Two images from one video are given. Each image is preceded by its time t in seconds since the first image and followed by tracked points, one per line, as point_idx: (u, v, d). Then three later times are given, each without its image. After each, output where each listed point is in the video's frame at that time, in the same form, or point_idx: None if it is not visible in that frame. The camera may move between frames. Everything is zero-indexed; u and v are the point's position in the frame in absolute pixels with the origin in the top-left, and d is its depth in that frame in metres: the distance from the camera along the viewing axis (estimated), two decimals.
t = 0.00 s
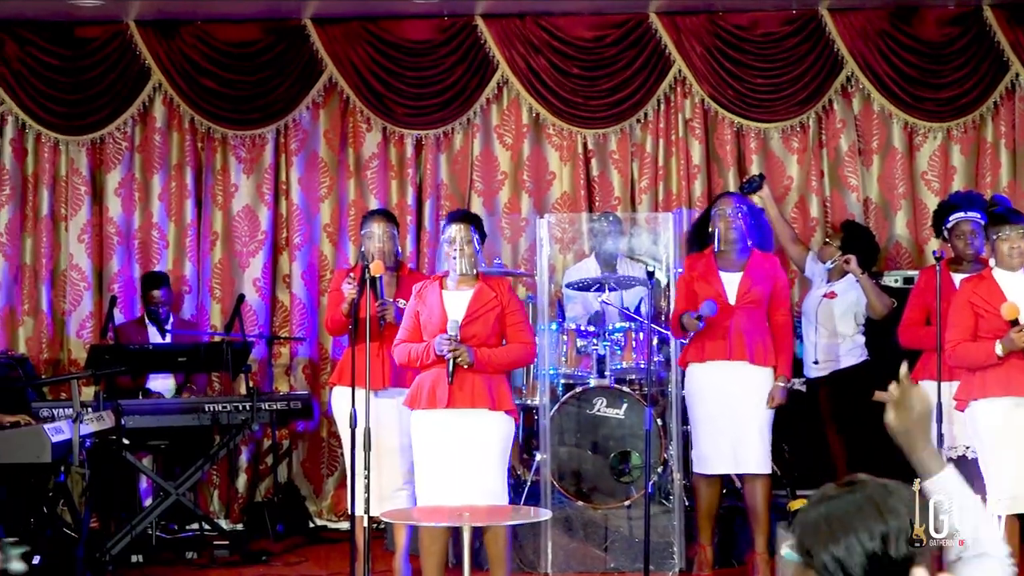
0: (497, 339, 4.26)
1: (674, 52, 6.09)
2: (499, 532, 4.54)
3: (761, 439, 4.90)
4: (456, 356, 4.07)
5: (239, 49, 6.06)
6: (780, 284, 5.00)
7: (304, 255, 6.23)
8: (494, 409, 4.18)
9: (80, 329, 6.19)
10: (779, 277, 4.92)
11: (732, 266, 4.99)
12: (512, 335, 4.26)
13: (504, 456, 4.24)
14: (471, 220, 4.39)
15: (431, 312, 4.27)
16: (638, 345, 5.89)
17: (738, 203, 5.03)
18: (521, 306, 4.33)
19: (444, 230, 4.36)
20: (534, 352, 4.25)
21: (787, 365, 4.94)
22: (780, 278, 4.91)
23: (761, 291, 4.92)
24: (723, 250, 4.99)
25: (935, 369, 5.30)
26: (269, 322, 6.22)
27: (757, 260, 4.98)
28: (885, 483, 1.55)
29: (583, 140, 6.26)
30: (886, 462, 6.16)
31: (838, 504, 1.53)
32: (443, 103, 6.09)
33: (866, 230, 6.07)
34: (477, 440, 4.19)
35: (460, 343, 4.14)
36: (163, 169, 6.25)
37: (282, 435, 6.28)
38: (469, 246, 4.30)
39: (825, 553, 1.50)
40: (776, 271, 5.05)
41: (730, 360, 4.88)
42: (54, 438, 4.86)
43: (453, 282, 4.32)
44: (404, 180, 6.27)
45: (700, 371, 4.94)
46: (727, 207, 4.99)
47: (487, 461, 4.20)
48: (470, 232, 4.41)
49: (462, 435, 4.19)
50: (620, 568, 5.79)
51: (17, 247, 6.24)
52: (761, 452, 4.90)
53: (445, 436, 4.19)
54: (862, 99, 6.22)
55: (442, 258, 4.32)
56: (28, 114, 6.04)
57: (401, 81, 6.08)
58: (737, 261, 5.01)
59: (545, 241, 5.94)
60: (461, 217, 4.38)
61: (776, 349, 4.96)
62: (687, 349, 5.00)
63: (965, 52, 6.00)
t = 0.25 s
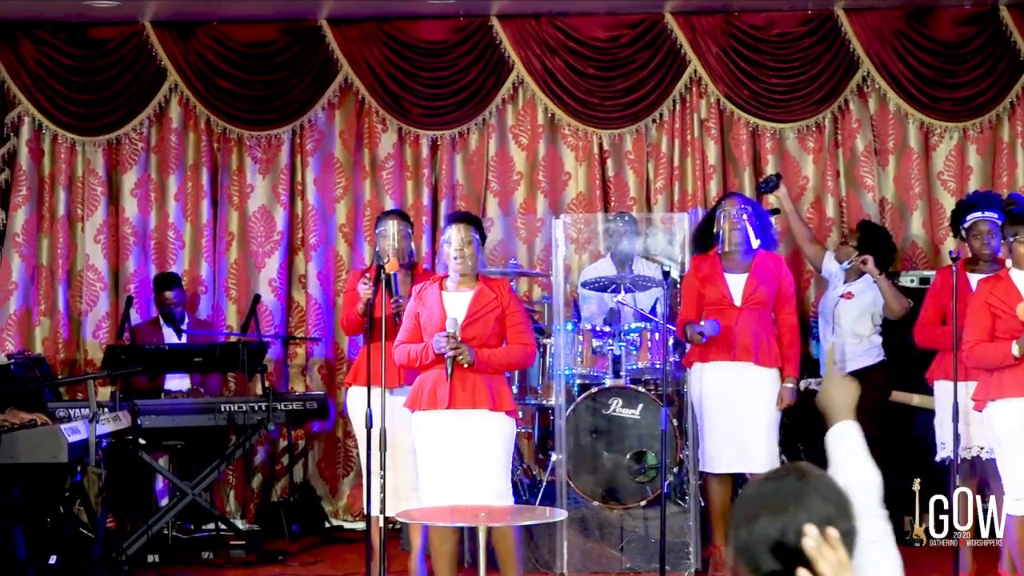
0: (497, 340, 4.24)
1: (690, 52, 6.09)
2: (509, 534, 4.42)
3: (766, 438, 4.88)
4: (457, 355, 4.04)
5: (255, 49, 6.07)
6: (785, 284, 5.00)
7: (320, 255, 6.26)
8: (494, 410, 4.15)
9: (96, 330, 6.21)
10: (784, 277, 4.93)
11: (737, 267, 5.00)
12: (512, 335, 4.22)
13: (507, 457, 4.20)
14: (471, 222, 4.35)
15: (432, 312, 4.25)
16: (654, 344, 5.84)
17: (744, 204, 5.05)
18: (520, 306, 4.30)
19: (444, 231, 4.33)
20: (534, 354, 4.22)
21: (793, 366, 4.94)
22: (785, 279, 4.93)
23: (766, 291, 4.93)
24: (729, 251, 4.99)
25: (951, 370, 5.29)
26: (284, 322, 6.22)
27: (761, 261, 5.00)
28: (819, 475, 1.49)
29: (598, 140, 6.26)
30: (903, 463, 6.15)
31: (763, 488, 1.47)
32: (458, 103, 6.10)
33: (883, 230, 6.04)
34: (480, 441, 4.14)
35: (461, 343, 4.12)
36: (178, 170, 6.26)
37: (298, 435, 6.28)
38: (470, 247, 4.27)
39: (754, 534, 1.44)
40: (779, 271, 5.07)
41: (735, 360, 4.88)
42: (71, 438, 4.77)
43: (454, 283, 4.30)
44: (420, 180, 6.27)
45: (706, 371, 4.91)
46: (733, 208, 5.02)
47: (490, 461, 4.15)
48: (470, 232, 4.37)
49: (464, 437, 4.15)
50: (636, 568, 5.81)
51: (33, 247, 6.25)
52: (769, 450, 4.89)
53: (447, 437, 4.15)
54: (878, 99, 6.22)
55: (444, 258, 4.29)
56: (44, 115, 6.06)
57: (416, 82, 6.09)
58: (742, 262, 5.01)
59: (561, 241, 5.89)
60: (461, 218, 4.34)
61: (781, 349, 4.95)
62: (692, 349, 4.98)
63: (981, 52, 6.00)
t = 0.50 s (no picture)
0: (488, 342, 4.24)
1: (691, 52, 6.09)
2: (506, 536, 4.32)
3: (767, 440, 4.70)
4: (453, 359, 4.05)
5: (256, 49, 6.07)
6: (779, 285, 4.83)
7: (321, 255, 6.24)
8: (489, 411, 4.15)
9: (98, 330, 6.22)
10: (780, 279, 4.75)
11: (730, 270, 4.80)
12: (502, 336, 4.24)
13: (502, 457, 4.18)
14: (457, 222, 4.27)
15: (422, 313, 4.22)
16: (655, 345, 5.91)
17: (736, 204, 4.85)
18: (510, 307, 4.32)
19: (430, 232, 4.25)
20: (524, 354, 4.24)
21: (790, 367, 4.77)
22: (781, 280, 4.74)
23: (760, 293, 4.74)
24: (722, 253, 4.79)
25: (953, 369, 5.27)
26: (285, 322, 6.21)
27: (754, 261, 4.81)
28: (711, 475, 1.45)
29: (600, 140, 6.26)
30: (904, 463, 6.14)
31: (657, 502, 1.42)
32: (460, 104, 6.10)
33: (886, 230, 6.05)
34: (474, 442, 4.12)
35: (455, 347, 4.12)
36: (180, 170, 6.26)
37: (299, 435, 6.27)
38: (457, 248, 4.21)
39: (652, 542, 1.40)
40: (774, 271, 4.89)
41: (732, 364, 4.69)
42: (72, 438, 4.76)
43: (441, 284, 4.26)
44: (421, 180, 6.27)
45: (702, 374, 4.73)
46: (725, 209, 4.82)
47: (485, 460, 4.14)
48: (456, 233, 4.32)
49: (457, 437, 4.13)
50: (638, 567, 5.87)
51: (35, 247, 6.25)
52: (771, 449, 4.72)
53: (440, 437, 4.13)
54: (880, 99, 6.21)
55: (430, 261, 4.24)
56: (46, 115, 6.06)
57: (418, 82, 6.10)
58: (736, 264, 4.82)
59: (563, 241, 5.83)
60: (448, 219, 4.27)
61: (778, 352, 4.78)
62: (686, 353, 4.79)
63: (983, 51, 5.99)
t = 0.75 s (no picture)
0: (488, 340, 4.20)
1: (694, 52, 6.09)
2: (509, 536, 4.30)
3: (774, 439, 4.68)
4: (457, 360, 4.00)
5: (259, 49, 6.07)
6: (779, 284, 4.84)
7: (326, 255, 6.22)
8: (494, 409, 4.09)
9: (101, 330, 6.22)
10: (782, 279, 4.75)
11: (731, 270, 4.78)
12: (502, 333, 4.20)
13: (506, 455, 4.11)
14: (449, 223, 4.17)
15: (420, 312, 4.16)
16: (659, 344, 5.92)
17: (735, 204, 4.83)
18: (506, 303, 4.27)
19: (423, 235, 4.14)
20: (524, 349, 4.21)
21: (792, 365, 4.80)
22: (783, 280, 4.75)
23: (762, 293, 4.74)
24: (722, 253, 4.77)
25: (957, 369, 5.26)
26: (289, 322, 6.22)
27: (753, 260, 4.79)
28: (662, 460, 1.67)
29: (603, 140, 6.26)
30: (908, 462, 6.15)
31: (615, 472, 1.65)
32: (463, 104, 6.11)
33: (892, 230, 6.05)
34: (478, 441, 4.06)
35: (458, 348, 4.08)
36: (184, 170, 6.26)
37: (303, 435, 6.27)
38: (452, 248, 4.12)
39: (601, 516, 1.62)
40: (773, 269, 4.88)
41: (734, 364, 4.69)
42: (76, 438, 4.76)
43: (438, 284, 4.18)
44: (425, 180, 6.28)
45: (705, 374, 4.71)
46: (725, 209, 4.79)
47: (490, 459, 4.06)
48: (450, 235, 4.21)
49: (461, 438, 4.06)
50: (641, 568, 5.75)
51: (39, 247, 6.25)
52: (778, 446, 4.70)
53: (444, 439, 4.07)
54: (883, 99, 6.21)
55: (428, 266, 4.10)
56: (49, 115, 6.07)
57: (421, 82, 6.10)
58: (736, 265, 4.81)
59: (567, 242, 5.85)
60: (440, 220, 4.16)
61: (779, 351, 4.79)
62: (688, 355, 4.77)
63: (987, 51, 5.99)
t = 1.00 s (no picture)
0: (499, 340, 4.19)
1: (702, 53, 6.09)
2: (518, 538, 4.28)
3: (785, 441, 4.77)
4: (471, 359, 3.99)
5: (267, 51, 6.08)
6: (795, 284, 4.89)
7: (333, 257, 6.25)
8: (507, 410, 4.07)
9: (110, 332, 6.23)
10: (799, 279, 4.80)
11: (748, 270, 4.82)
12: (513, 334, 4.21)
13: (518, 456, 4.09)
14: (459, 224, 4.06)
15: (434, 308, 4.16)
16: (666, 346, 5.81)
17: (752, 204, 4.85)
18: (516, 305, 4.29)
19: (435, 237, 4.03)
20: (535, 351, 4.23)
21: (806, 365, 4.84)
22: (800, 280, 4.79)
23: (779, 293, 4.78)
24: (739, 253, 4.81)
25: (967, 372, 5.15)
26: (297, 324, 6.22)
27: (770, 261, 4.83)
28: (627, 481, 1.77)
29: (611, 142, 6.26)
30: (916, 464, 6.15)
31: (582, 473, 1.76)
32: (471, 105, 6.11)
33: (902, 232, 6.05)
34: (490, 442, 4.03)
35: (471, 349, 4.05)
36: (192, 172, 6.27)
37: (311, 437, 6.27)
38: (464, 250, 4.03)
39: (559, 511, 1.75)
40: (787, 272, 4.93)
41: (751, 361, 4.73)
42: (84, 440, 4.76)
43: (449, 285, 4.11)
44: (433, 182, 6.28)
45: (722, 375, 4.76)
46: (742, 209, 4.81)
47: (502, 461, 4.04)
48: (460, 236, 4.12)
49: (474, 439, 4.03)
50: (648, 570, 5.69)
51: (47, 249, 6.26)
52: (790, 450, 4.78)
53: (456, 440, 4.04)
54: (891, 100, 6.21)
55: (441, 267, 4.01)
56: (58, 117, 6.08)
57: (429, 83, 6.11)
58: (752, 264, 4.84)
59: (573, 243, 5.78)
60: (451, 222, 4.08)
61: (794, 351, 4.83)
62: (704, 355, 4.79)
63: (995, 53, 6.00)
